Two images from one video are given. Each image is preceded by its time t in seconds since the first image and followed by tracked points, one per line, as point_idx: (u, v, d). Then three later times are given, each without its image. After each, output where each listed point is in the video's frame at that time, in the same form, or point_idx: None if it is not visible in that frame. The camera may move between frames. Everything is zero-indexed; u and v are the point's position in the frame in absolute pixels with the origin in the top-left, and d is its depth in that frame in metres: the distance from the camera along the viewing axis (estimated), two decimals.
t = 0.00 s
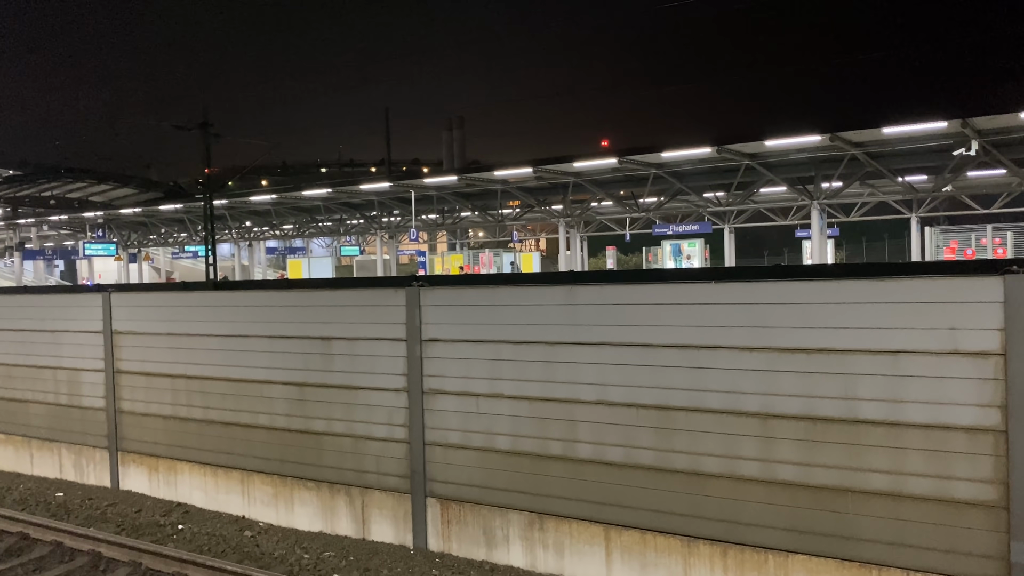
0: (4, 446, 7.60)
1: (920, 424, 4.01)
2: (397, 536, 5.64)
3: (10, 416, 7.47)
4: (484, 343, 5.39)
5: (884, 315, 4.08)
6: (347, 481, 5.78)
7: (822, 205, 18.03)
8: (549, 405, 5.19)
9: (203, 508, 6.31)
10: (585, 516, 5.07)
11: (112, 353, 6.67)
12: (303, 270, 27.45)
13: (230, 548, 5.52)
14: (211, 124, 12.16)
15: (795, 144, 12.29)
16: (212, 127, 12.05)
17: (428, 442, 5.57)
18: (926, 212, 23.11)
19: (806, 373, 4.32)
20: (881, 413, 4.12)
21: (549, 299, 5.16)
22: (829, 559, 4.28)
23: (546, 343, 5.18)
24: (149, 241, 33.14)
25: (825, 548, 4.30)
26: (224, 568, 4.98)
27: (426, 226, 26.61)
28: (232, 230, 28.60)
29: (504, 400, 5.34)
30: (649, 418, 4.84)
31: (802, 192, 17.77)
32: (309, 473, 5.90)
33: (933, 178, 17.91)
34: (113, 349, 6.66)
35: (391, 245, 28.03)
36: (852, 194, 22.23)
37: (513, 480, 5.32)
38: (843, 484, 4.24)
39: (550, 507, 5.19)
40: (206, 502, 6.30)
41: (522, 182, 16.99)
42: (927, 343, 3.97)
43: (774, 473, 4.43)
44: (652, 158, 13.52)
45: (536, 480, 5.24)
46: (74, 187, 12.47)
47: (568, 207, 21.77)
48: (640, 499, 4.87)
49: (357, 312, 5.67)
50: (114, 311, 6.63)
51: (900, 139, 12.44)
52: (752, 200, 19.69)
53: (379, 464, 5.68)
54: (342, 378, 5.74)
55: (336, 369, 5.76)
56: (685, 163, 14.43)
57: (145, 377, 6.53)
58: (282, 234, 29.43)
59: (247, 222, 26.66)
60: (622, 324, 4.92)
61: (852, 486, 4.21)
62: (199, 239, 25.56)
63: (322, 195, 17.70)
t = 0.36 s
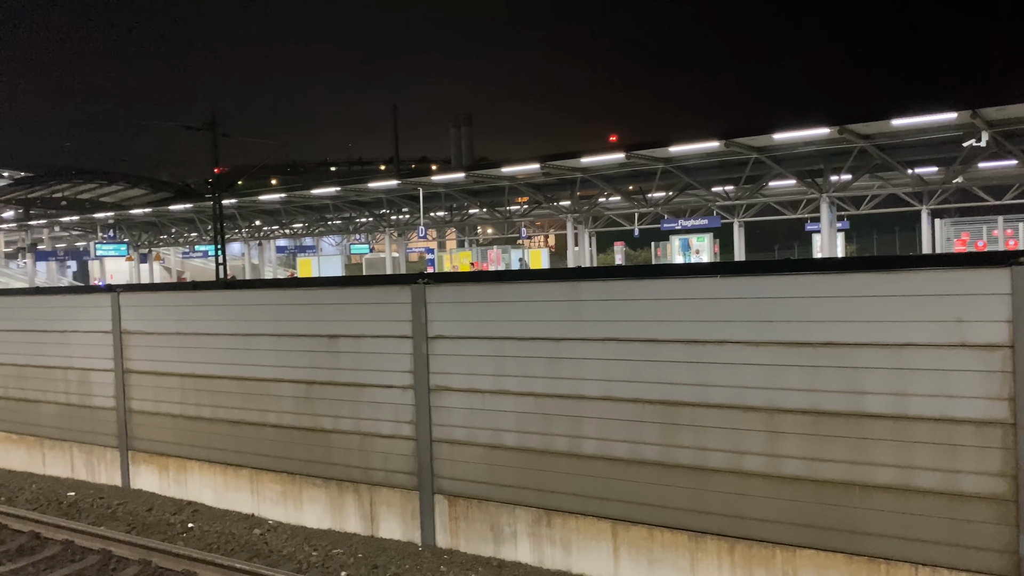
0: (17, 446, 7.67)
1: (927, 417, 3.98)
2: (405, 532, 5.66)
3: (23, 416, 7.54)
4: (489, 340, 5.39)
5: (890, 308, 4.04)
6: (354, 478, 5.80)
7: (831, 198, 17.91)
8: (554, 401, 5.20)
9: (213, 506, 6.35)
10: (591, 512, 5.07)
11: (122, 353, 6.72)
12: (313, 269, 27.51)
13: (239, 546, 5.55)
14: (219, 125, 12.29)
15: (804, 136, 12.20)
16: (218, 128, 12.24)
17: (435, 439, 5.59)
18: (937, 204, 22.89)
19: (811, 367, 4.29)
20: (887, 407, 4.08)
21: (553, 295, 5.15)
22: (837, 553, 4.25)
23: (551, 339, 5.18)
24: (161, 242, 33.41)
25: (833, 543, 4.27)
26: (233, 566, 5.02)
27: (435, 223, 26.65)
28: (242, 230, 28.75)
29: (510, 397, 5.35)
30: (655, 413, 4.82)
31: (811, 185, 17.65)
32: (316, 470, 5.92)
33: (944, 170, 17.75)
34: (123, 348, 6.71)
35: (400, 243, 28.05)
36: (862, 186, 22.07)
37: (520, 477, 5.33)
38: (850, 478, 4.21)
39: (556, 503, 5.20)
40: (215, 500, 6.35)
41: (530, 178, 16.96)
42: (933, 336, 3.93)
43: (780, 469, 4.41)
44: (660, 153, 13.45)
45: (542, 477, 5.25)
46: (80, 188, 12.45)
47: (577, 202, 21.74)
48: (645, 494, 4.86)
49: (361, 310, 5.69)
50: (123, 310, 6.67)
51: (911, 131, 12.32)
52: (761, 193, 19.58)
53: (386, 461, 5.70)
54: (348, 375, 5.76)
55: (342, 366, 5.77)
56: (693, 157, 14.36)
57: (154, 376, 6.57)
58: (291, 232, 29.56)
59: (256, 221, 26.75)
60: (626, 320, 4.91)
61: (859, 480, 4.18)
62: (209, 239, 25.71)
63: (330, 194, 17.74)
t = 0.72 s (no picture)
0: (60, 443, 7.82)
1: (964, 413, 3.91)
2: (438, 528, 5.70)
3: (65, 414, 7.69)
4: (519, 337, 5.41)
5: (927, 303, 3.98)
6: (388, 474, 5.85)
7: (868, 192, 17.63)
8: (584, 397, 5.20)
9: (249, 502, 6.46)
10: (622, 508, 5.06)
11: (159, 351, 6.85)
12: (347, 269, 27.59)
13: (275, 541, 5.64)
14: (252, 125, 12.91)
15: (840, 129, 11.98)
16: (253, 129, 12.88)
17: (466, 436, 5.62)
18: (979, 196, 22.32)
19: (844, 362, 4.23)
20: (922, 403, 4.02)
21: (583, 292, 5.15)
22: (872, 551, 4.19)
23: (580, 335, 5.19)
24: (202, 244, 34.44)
25: (868, 540, 4.21)
26: (269, 561, 5.11)
27: (468, 222, 26.80)
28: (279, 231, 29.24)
29: (540, 393, 5.36)
30: (685, 410, 4.79)
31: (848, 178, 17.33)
32: (350, 466, 5.99)
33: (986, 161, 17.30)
34: (162, 346, 6.84)
35: (434, 243, 28.20)
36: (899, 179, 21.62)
37: (550, 473, 5.34)
38: (885, 474, 4.15)
39: (586, 499, 5.20)
40: (252, 496, 6.45)
41: (562, 175, 16.96)
42: (971, 330, 3.86)
43: (813, 465, 4.36)
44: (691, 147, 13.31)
45: (572, 473, 5.25)
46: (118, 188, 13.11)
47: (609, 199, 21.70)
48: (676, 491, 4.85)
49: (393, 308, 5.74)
50: (162, 310, 6.80)
51: (950, 122, 12.03)
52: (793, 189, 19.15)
53: (418, 457, 5.74)
54: (381, 372, 5.81)
55: (374, 363, 5.82)
56: (726, 152, 14.22)
57: (191, 374, 6.70)
58: (327, 232, 29.94)
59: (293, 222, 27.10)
60: (656, 316, 4.88)
61: (894, 477, 4.12)
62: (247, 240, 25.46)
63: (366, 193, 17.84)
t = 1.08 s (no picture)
0: (167, 435, 8.17)
1: None
2: (526, 524, 5.74)
3: (172, 408, 8.04)
4: (606, 333, 5.39)
5: None
6: (476, 468, 5.93)
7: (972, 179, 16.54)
8: (672, 395, 5.14)
9: (343, 494, 6.65)
10: (713, 507, 4.98)
11: (259, 348, 7.12)
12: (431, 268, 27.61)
13: (368, 533, 5.79)
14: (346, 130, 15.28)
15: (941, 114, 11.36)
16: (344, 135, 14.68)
17: (553, 432, 5.64)
18: None
19: (949, 358, 4.06)
20: None
21: (672, 288, 5.09)
22: (980, 556, 3.99)
23: (668, 332, 5.12)
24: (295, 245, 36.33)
25: (976, 544, 4.02)
26: (362, 552, 5.21)
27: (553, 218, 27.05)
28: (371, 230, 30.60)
29: (627, 390, 5.33)
30: (778, 407, 4.69)
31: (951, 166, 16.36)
32: (439, 461, 6.09)
33: None
34: (260, 343, 7.11)
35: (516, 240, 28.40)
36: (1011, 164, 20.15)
37: (637, 470, 5.31)
38: (994, 476, 3.96)
39: (675, 498, 5.14)
40: (345, 489, 6.62)
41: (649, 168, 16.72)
42: None
43: (914, 465, 4.21)
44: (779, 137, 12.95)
45: (660, 470, 5.21)
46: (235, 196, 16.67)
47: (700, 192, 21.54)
48: (768, 490, 4.74)
49: (479, 305, 5.81)
50: (260, 308, 7.06)
51: None
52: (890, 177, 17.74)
53: (506, 452, 5.79)
54: (468, 368, 5.88)
55: (462, 359, 5.90)
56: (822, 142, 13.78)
57: (287, 370, 6.94)
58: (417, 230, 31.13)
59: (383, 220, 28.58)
60: (749, 312, 4.77)
61: (1004, 478, 3.93)
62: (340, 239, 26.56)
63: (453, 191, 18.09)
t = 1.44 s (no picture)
0: (265, 427, 8.50)
1: None
2: (614, 521, 5.72)
3: (270, 401, 8.35)
4: (693, 331, 5.28)
5: None
6: (563, 465, 5.94)
7: None
8: (763, 393, 5.00)
9: (433, 487, 6.78)
10: (807, 509, 4.85)
11: (352, 343, 7.33)
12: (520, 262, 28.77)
13: (457, 526, 5.91)
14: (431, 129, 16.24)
15: None
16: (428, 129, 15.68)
17: (640, 430, 5.59)
18: None
19: None
20: None
21: (763, 284, 4.93)
22: None
23: (759, 329, 4.97)
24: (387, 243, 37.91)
25: None
26: (452, 545, 5.25)
27: (638, 214, 26.95)
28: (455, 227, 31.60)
29: (717, 388, 5.22)
30: (875, 407, 4.50)
31: None
32: (526, 456, 6.14)
33: None
34: (352, 339, 7.32)
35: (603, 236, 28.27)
36: None
37: (727, 470, 5.20)
38: None
39: (767, 499, 5.02)
40: (435, 482, 6.76)
41: (739, 161, 16.38)
42: None
43: None
44: (876, 127, 12.44)
45: (750, 471, 5.09)
46: (322, 194, 18.75)
47: (791, 185, 21.07)
48: (866, 493, 4.57)
49: (564, 302, 5.81)
50: (352, 305, 7.26)
51: None
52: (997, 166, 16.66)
53: (593, 449, 5.78)
54: (555, 365, 5.90)
55: (548, 356, 5.92)
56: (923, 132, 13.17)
57: (379, 364, 7.12)
58: (501, 229, 31.95)
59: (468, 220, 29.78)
60: (844, 308, 4.58)
61: None
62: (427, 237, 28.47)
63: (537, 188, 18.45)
